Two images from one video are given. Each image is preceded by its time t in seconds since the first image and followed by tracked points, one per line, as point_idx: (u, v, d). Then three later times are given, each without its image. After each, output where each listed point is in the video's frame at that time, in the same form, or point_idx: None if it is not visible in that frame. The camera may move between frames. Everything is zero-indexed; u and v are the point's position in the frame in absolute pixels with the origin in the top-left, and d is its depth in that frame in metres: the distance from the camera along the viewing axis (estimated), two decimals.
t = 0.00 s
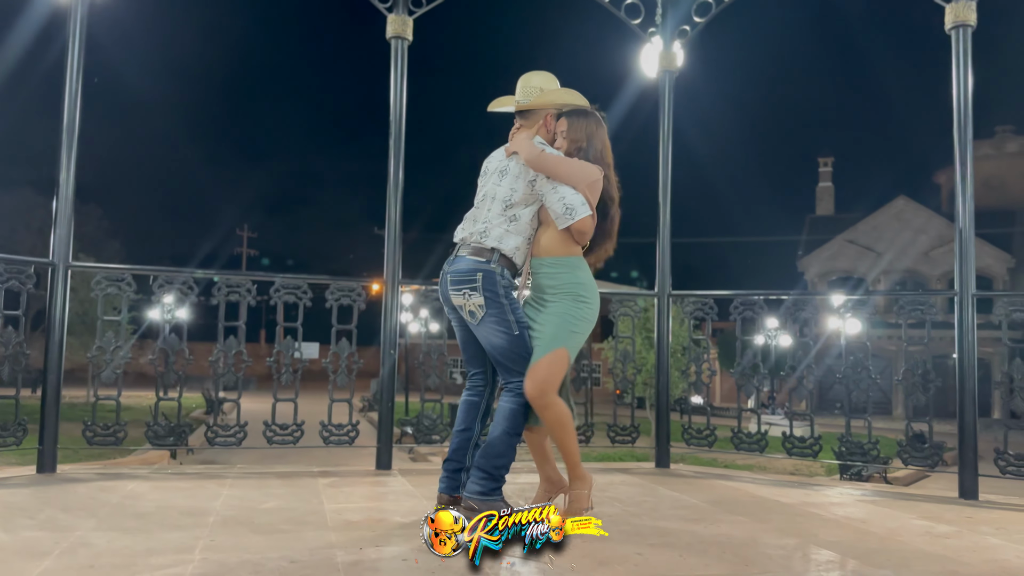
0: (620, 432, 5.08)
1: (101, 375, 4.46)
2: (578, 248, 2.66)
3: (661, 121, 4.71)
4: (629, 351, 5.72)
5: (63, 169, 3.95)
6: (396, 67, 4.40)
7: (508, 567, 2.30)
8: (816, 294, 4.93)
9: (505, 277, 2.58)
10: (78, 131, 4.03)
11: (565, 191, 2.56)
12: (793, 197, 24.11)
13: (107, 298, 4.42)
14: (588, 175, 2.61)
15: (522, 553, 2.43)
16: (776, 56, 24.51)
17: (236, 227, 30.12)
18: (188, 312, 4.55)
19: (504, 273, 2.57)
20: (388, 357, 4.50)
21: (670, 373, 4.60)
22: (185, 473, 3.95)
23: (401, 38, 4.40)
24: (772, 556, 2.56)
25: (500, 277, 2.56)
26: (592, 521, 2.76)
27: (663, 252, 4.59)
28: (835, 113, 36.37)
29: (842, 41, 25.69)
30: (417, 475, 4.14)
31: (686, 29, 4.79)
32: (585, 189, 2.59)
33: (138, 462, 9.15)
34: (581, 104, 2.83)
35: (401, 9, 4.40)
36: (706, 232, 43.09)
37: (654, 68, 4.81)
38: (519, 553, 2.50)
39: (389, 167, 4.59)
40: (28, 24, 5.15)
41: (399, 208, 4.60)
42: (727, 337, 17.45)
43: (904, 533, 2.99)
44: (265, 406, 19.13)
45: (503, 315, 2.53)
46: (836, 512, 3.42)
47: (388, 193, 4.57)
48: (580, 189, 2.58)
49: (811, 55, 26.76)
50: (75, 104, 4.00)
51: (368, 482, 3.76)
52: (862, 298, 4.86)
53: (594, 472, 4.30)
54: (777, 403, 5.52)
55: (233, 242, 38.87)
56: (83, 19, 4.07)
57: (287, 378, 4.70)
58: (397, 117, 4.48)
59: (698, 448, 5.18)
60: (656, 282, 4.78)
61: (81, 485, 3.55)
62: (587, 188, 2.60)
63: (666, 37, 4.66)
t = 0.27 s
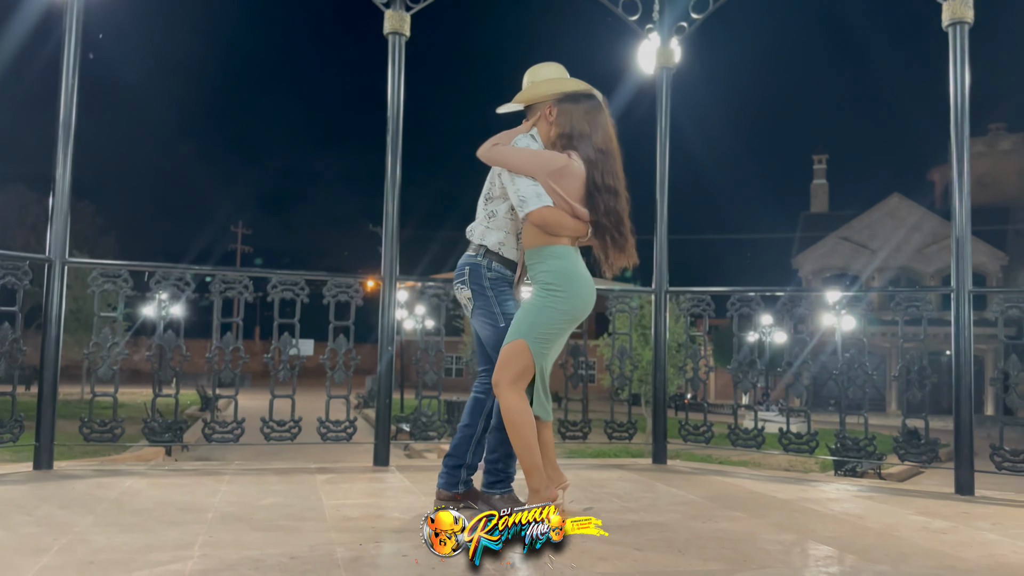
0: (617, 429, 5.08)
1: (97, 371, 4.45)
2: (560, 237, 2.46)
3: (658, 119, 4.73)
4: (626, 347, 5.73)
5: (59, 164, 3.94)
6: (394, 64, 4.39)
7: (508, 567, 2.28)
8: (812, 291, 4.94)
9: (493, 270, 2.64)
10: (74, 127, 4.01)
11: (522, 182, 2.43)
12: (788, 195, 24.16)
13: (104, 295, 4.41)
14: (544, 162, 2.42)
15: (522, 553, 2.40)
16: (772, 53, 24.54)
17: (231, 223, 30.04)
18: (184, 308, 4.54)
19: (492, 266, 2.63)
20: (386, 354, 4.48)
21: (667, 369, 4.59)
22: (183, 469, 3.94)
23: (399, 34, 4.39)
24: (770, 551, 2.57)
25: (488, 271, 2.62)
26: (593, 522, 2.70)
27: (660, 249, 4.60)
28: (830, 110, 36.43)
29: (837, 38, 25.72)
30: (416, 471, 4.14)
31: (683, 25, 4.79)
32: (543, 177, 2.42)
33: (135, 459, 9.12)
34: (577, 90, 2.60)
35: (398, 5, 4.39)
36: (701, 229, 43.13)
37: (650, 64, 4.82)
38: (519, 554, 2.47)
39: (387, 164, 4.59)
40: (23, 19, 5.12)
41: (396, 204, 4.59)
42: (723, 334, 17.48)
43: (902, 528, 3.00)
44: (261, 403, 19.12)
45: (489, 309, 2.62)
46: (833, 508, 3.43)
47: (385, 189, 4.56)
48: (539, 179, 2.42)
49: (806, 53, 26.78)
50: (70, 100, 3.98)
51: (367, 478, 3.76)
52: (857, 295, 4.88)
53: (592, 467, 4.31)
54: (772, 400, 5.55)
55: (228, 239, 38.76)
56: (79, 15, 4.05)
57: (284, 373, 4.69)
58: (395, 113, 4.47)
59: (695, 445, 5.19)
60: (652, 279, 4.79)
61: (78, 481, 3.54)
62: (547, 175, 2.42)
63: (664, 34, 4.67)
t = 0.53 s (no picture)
0: (613, 426, 5.08)
1: (91, 368, 4.43)
2: (539, 233, 2.47)
3: (655, 116, 4.71)
4: (623, 345, 5.75)
5: (53, 162, 3.92)
6: (389, 60, 4.38)
7: (509, 567, 2.28)
8: (807, 289, 4.94)
9: (499, 268, 2.70)
10: (68, 123, 3.99)
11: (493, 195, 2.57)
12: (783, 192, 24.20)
13: (98, 291, 4.39)
14: (495, 170, 2.52)
15: (522, 553, 2.37)
16: (767, 51, 24.60)
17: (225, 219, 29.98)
18: (179, 305, 4.53)
19: (500, 263, 2.70)
20: (382, 352, 4.49)
21: (663, 366, 4.60)
22: (178, 467, 3.93)
23: (394, 31, 4.39)
24: (765, 548, 2.57)
25: (497, 270, 2.71)
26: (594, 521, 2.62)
27: (656, 247, 4.60)
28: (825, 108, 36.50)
29: (832, 36, 25.76)
30: (412, 469, 4.14)
31: (679, 22, 4.78)
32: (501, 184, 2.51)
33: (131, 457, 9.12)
34: (545, 87, 2.55)
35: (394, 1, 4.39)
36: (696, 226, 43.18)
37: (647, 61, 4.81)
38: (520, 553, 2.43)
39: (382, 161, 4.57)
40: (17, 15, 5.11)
41: (392, 201, 4.58)
42: (718, 330, 17.52)
43: (897, 525, 3.01)
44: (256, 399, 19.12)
45: (492, 306, 2.71)
46: (829, 504, 3.44)
47: (381, 186, 4.56)
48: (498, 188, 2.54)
49: (801, 51, 26.81)
50: (64, 96, 3.96)
51: (363, 476, 3.76)
52: (853, 292, 4.89)
53: (588, 465, 4.32)
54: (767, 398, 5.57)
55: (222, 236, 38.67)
56: (73, 12, 4.03)
57: (278, 370, 4.68)
58: (391, 110, 4.46)
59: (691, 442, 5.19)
60: (648, 276, 4.79)
61: (73, 479, 3.53)
62: (500, 180, 2.51)
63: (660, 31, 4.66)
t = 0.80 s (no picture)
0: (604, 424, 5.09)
1: (81, 366, 4.42)
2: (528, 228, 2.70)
3: (645, 115, 4.70)
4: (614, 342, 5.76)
5: (42, 157, 3.90)
6: (379, 57, 4.37)
7: (508, 567, 2.26)
8: (798, 287, 4.94)
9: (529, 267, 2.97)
10: (57, 118, 3.97)
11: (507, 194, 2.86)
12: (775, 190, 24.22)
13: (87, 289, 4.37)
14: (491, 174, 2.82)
15: (521, 554, 2.33)
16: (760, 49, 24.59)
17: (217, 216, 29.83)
18: (169, 304, 4.51)
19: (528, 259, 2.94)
20: (372, 351, 4.48)
21: (654, 365, 4.61)
22: (168, 465, 3.92)
23: (384, 29, 4.39)
24: (754, 545, 2.58)
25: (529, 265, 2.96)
26: (593, 521, 2.61)
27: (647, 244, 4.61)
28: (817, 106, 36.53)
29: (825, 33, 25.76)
30: (402, 467, 4.14)
31: (670, 21, 4.77)
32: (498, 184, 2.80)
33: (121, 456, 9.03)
34: (528, 79, 2.72)
35: None
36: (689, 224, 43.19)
37: (638, 60, 4.80)
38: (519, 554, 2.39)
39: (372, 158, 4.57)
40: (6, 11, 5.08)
41: (382, 200, 4.57)
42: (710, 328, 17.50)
43: (885, 522, 3.02)
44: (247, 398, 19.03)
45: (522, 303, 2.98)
46: (818, 502, 3.46)
47: (371, 183, 4.54)
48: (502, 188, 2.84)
49: (794, 48, 26.83)
50: (53, 91, 3.94)
51: (353, 474, 3.76)
52: (843, 290, 4.90)
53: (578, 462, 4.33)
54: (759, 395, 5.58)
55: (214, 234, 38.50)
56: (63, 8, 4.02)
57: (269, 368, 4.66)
58: (381, 107, 4.45)
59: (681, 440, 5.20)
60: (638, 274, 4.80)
61: (62, 477, 3.53)
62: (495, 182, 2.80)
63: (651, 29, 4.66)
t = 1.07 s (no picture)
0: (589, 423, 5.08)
1: (63, 366, 4.39)
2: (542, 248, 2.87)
3: (630, 115, 4.72)
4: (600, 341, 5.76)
5: (24, 155, 3.89)
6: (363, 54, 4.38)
7: (508, 565, 2.29)
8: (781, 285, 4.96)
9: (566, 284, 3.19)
10: (39, 116, 3.96)
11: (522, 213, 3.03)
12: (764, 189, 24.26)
13: (70, 288, 4.34)
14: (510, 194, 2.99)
15: (522, 553, 2.38)
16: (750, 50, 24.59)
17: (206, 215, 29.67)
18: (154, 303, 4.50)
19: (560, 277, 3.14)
20: (356, 351, 4.49)
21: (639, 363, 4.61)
22: (150, 465, 3.91)
23: (369, 28, 4.39)
24: (734, 543, 2.60)
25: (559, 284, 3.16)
26: (592, 522, 2.67)
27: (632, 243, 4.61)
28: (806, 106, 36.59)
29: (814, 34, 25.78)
30: (386, 467, 4.14)
31: (654, 21, 4.80)
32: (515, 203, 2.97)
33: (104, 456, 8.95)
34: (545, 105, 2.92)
35: None
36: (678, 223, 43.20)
37: (623, 59, 4.82)
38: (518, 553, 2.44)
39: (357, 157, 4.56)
40: None
41: (367, 199, 4.56)
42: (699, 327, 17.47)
43: (863, 520, 3.05)
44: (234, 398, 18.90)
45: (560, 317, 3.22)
46: (799, 500, 3.48)
47: (355, 181, 4.54)
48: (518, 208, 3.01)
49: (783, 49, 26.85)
50: (35, 89, 3.93)
51: (336, 473, 3.76)
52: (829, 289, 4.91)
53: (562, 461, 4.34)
54: (746, 393, 5.60)
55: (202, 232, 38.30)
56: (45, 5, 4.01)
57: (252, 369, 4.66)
58: (365, 106, 4.45)
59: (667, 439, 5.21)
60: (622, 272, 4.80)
61: (43, 477, 3.51)
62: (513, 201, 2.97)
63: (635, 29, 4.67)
